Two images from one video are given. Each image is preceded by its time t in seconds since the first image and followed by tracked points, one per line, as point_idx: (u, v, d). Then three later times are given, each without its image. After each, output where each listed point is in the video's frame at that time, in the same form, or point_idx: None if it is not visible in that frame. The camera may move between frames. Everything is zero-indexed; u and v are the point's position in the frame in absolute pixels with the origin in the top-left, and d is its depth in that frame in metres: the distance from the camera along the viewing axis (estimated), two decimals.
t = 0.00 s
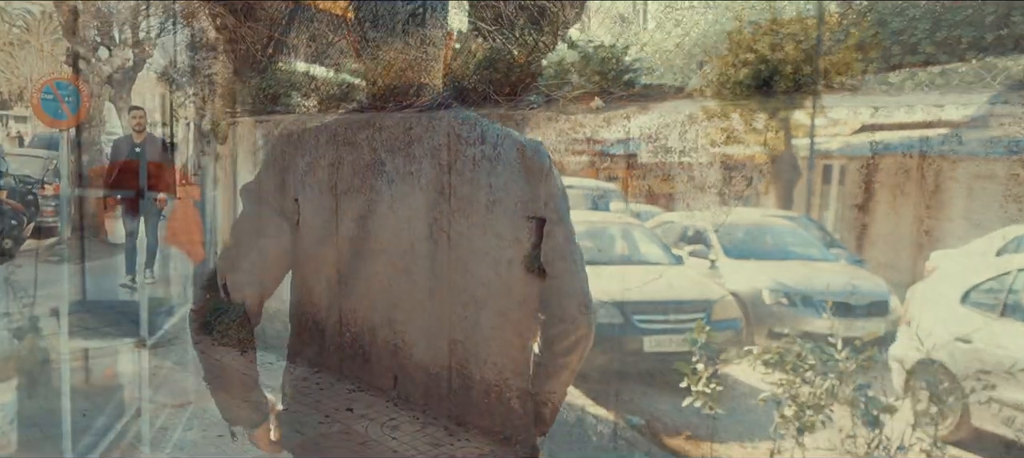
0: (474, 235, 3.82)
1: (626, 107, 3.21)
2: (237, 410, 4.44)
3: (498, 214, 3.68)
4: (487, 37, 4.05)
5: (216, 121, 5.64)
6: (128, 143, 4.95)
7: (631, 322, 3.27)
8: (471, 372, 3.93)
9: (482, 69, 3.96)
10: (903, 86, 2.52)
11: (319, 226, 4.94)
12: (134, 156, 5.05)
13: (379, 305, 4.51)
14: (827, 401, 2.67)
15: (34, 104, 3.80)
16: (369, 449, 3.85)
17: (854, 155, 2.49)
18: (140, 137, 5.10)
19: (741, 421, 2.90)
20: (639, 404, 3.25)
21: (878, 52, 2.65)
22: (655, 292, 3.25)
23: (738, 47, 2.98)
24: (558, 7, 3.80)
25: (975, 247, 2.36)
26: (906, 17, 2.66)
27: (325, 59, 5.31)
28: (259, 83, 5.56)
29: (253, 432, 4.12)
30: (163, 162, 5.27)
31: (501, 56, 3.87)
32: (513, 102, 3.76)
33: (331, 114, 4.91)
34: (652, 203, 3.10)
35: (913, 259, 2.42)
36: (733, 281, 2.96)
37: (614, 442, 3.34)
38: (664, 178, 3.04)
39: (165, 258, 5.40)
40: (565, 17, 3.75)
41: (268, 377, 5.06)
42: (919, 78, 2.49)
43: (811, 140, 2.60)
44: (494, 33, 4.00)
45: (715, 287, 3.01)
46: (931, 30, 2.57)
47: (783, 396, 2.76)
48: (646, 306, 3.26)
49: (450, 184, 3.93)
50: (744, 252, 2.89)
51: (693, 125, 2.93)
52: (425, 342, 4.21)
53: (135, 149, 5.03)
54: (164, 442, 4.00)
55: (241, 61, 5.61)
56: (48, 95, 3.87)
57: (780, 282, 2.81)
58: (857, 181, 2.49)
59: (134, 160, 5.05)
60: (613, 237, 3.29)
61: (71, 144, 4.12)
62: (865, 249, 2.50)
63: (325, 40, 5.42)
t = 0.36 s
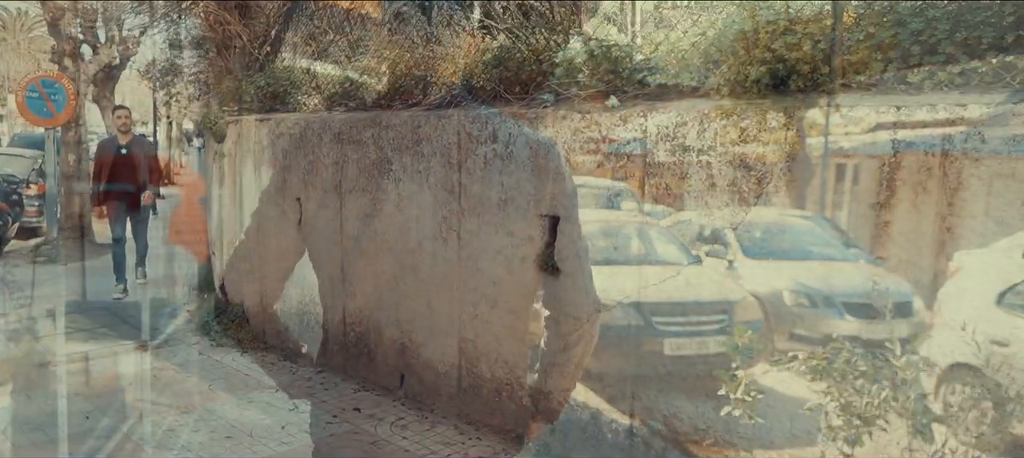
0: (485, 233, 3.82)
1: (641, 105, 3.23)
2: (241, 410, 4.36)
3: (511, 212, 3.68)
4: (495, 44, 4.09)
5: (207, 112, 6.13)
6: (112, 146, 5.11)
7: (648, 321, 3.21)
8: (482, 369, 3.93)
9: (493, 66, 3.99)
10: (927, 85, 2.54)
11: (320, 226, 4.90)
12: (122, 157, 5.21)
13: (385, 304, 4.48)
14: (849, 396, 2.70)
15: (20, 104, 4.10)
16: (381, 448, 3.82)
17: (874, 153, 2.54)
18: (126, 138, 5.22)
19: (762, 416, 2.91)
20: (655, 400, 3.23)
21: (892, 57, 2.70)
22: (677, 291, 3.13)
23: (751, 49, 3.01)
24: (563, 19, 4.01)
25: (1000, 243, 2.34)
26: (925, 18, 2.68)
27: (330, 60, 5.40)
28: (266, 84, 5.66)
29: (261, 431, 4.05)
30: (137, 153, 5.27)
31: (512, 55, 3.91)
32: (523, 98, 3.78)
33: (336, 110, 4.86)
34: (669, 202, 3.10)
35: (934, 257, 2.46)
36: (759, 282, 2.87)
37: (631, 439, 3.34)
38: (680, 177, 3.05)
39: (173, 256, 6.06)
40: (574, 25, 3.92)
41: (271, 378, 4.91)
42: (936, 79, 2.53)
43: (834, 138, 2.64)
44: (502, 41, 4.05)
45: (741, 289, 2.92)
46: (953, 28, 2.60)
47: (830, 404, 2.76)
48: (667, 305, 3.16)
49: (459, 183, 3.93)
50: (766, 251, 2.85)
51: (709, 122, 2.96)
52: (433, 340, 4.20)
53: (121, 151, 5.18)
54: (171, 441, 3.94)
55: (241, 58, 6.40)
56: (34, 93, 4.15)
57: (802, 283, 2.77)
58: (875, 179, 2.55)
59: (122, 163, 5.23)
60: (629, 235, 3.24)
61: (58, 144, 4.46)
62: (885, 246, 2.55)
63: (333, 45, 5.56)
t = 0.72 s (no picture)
0: (497, 231, 3.82)
1: (658, 104, 3.26)
2: (247, 410, 4.32)
3: (524, 211, 3.69)
4: (505, 42, 4.09)
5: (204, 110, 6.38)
6: (100, 138, 5.56)
7: (665, 318, 3.24)
8: (493, 368, 3.93)
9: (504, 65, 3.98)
10: (945, 85, 2.62)
11: (325, 225, 4.87)
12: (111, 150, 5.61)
13: (393, 303, 4.47)
14: (870, 390, 2.74)
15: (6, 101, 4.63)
16: (394, 447, 3.81)
17: (895, 152, 2.61)
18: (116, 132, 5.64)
19: (781, 411, 2.94)
20: (672, 397, 3.26)
21: (911, 58, 2.78)
22: (695, 289, 3.14)
23: (769, 50, 3.03)
24: (576, 17, 3.98)
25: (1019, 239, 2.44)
26: (942, 20, 2.77)
27: (333, 58, 5.37)
28: (265, 83, 5.58)
29: (270, 431, 4.02)
30: (125, 145, 5.63)
31: (525, 52, 3.89)
32: (533, 98, 3.81)
33: (341, 109, 4.86)
34: (685, 200, 3.13)
35: (955, 253, 2.54)
36: (780, 279, 2.91)
37: (647, 436, 3.36)
38: (698, 175, 3.08)
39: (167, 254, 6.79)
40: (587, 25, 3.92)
41: (276, 378, 4.86)
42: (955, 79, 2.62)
43: (856, 138, 2.68)
44: (512, 39, 4.04)
45: (762, 287, 2.96)
46: (971, 31, 2.70)
47: (848, 400, 2.79)
48: (686, 303, 3.17)
49: (471, 181, 3.92)
50: (785, 249, 2.88)
51: (727, 121, 2.98)
52: (442, 339, 4.19)
53: (110, 143, 5.60)
54: (179, 442, 3.90)
55: (240, 56, 6.56)
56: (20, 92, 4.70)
57: (822, 281, 2.82)
58: (896, 177, 2.61)
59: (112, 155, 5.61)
60: (646, 233, 3.26)
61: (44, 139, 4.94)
62: (906, 242, 2.62)
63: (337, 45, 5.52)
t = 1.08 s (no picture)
0: (518, 230, 3.84)
1: (682, 103, 3.28)
2: (265, 409, 4.31)
3: (546, 209, 3.71)
4: (524, 42, 4.12)
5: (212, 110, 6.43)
6: (105, 138, 5.69)
7: (691, 316, 3.26)
8: (514, 366, 3.96)
9: (525, 64, 4.01)
10: (974, 84, 2.65)
11: (340, 224, 4.87)
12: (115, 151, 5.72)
13: (410, 302, 4.48)
14: (898, 386, 2.77)
15: None
16: (416, 446, 3.82)
17: (926, 150, 2.63)
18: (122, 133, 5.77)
19: (809, 407, 2.97)
20: (697, 394, 3.29)
21: (937, 57, 2.78)
22: (722, 287, 3.16)
23: (796, 49, 3.07)
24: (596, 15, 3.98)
25: None
26: (971, 19, 2.76)
27: (344, 58, 5.38)
28: (277, 83, 5.58)
29: (290, 431, 4.01)
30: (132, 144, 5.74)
31: (546, 52, 3.92)
32: (552, 97, 3.84)
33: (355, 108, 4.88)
34: (711, 199, 3.15)
35: (986, 250, 2.58)
36: (809, 277, 2.93)
37: (672, 433, 3.39)
38: (725, 173, 3.10)
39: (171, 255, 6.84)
40: (609, 23, 3.92)
41: (291, 377, 4.86)
42: (984, 78, 2.64)
43: (886, 135, 2.70)
44: (531, 38, 4.07)
45: (790, 285, 2.98)
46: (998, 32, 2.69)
47: (876, 396, 2.82)
48: (711, 301, 3.20)
49: (491, 179, 3.93)
50: (812, 247, 2.90)
51: (756, 119, 3.00)
52: (461, 337, 4.21)
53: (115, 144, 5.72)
54: (199, 442, 3.88)
55: (248, 56, 6.58)
56: None
57: (850, 278, 2.85)
58: (927, 175, 2.64)
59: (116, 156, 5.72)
60: (672, 231, 3.28)
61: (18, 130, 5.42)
62: (936, 240, 2.64)
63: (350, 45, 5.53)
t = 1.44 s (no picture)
0: (542, 229, 3.86)
1: (709, 103, 3.29)
2: (285, 408, 4.30)
3: (570, 208, 3.73)
4: (546, 40, 4.14)
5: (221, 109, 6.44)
6: (121, 137, 5.69)
7: (719, 314, 3.28)
8: (537, 365, 3.99)
9: (547, 63, 4.03)
10: (1009, 82, 2.64)
11: (357, 223, 4.88)
12: (131, 150, 5.72)
13: (430, 300, 4.49)
14: (929, 383, 2.78)
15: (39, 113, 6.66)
16: (441, 445, 3.83)
17: (960, 149, 2.63)
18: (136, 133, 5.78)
19: (839, 404, 3.00)
20: (725, 391, 3.31)
21: (969, 57, 2.74)
22: (751, 285, 3.18)
23: (824, 48, 3.08)
24: (619, 14, 3.98)
25: None
26: (1005, 17, 2.70)
27: (360, 57, 5.39)
28: (291, 81, 5.63)
29: (312, 430, 4.01)
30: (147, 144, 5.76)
31: (568, 51, 3.94)
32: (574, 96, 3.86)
33: (371, 106, 4.89)
34: (739, 197, 3.17)
35: (1021, 248, 2.57)
36: (839, 274, 2.94)
37: (699, 431, 3.41)
38: (754, 171, 3.11)
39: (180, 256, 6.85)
40: (632, 22, 3.93)
41: (309, 377, 4.86)
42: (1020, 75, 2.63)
43: (918, 134, 2.70)
44: (554, 37, 4.09)
45: (820, 282, 2.99)
46: None
47: (907, 394, 2.84)
48: (739, 298, 3.22)
49: (513, 178, 3.95)
50: (843, 245, 2.92)
51: (786, 118, 3.01)
52: (482, 336, 4.23)
53: (130, 143, 5.71)
54: (222, 440, 3.86)
55: (259, 54, 6.58)
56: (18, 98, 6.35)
57: (880, 276, 2.85)
58: (961, 173, 2.64)
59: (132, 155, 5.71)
60: (700, 230, 3.30)
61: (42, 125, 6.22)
62: (969, 238, 2.65)
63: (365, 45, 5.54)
